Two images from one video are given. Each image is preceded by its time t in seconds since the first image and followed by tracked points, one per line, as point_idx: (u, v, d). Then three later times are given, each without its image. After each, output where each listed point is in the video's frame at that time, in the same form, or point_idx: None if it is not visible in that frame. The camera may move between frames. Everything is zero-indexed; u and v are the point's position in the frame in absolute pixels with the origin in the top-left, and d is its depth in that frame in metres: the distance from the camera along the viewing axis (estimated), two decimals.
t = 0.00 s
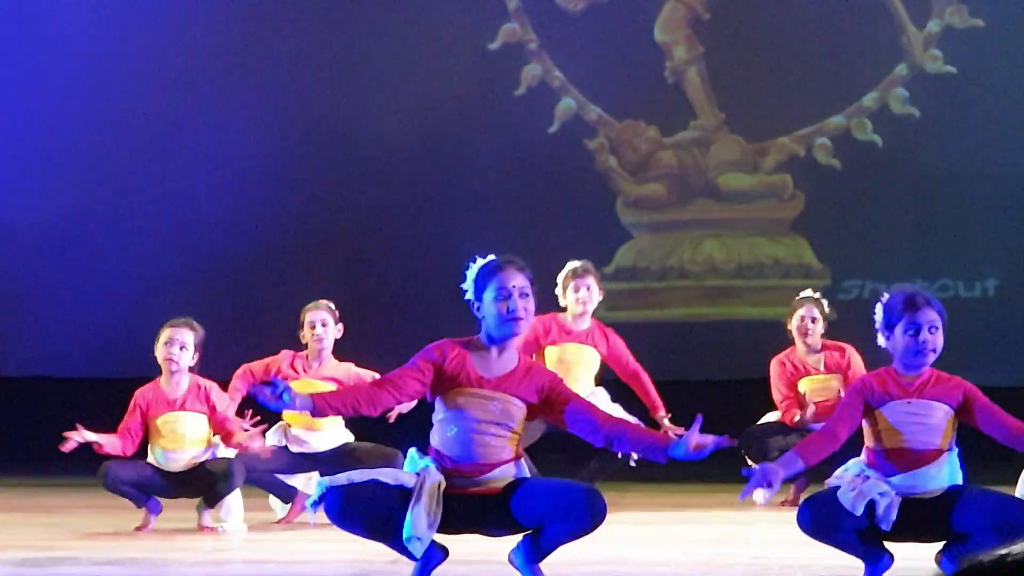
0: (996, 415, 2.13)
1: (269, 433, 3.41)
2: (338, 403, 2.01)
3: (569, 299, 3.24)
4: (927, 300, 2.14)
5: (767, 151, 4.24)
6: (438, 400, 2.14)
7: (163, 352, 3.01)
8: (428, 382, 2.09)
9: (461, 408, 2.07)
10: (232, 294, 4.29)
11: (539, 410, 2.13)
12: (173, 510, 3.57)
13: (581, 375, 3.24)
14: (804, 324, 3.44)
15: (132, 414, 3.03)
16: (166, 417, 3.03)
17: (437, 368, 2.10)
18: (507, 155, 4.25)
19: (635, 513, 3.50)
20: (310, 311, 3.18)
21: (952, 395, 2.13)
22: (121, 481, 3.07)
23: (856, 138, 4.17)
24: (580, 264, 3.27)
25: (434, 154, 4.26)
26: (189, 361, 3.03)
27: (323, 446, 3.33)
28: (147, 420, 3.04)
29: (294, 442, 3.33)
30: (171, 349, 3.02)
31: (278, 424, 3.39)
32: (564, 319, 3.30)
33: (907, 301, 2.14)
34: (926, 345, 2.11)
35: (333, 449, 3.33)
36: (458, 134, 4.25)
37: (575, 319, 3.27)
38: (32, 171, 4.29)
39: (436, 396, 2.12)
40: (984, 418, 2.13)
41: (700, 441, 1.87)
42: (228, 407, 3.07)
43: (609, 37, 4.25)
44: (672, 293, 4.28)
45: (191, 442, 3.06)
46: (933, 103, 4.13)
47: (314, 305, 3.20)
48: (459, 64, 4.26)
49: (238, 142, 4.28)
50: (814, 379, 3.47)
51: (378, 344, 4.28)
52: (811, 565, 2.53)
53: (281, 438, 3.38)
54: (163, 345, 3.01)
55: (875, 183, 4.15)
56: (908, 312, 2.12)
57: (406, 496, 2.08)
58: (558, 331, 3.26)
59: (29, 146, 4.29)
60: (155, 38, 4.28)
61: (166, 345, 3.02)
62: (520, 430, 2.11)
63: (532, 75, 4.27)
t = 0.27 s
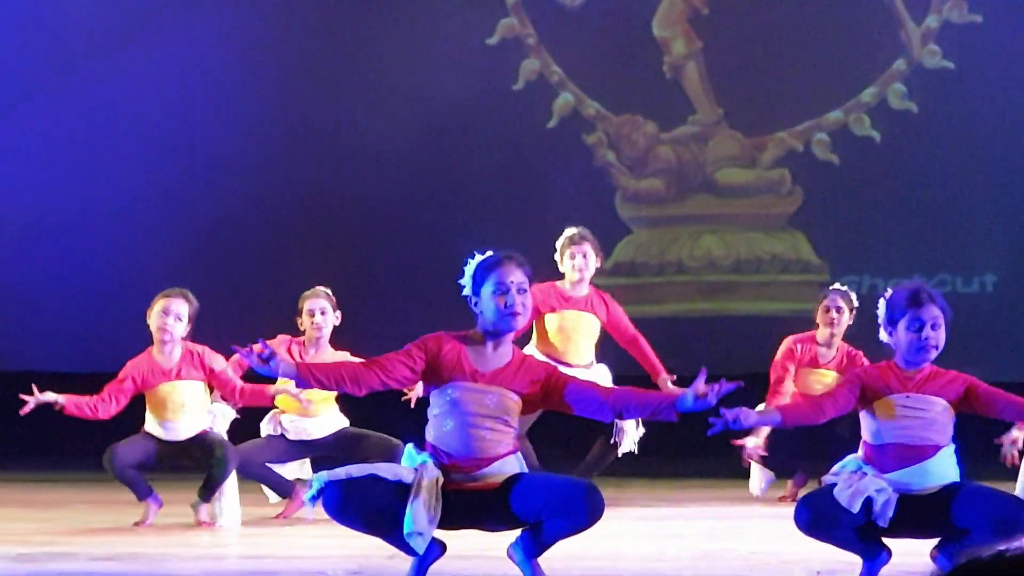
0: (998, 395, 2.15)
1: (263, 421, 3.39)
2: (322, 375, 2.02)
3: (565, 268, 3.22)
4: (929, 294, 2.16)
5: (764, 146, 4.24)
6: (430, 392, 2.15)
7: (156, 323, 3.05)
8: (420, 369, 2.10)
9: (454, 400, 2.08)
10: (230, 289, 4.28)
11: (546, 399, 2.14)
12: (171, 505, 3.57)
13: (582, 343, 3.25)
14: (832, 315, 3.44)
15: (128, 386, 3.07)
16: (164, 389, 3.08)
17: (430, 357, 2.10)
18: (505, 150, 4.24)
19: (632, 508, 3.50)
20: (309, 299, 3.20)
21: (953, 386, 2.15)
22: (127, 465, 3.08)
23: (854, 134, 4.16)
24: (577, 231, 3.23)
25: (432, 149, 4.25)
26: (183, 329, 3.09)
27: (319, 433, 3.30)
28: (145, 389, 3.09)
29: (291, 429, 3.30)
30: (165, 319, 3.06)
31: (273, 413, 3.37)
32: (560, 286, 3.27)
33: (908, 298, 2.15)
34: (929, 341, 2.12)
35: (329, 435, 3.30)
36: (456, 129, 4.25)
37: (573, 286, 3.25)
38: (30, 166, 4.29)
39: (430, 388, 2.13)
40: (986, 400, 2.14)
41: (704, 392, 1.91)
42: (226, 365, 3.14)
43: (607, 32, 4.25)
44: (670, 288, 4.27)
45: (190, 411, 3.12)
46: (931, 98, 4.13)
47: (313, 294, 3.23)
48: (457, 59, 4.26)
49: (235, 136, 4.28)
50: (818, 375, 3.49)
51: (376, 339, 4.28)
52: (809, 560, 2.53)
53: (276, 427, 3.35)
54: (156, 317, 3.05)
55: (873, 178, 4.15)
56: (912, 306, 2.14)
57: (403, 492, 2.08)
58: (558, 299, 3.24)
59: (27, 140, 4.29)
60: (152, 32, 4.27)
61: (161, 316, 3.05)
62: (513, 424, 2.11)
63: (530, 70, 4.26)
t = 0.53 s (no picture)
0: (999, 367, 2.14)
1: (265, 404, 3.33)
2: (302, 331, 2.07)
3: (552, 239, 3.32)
4: (918, 294, 2.16)
5: (762, 143, 4.21)
6: (422, 396, 2.11)
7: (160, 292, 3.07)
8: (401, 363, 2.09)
9: (450, 401, 2.05)
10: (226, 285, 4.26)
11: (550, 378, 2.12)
12: (167, 503, 3.55)
13: (586, 309, 3.35)
14: (824, 285, 3.39)
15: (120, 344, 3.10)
16: (156, 356, 3.10)
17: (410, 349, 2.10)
18: (502, 145, 4.21)
19: (630, 506, 3.48)
20: (295, 279, 3.22)
21: (951, 375, 2.14)
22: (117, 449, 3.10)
23: (854, 130, 4.14)
24: (561, 201, 3.32)
25: (429, 145, 4.23)
26: (185, 302, 3.10)
27: (325, 420, 3.24)
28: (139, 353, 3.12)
29: (294, 413, 3.25)
30: (168, 289, 3.06)
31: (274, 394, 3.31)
32: (554, 258, 3.38)
33: (894, 296, 2.16)
34: (906, 343, 2.13)
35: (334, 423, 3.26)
36: (453, 126, 4.22)
37: (564, 256, 3.35)
38: (25, 162, 4.27)
39: (420, 390, 2.10)
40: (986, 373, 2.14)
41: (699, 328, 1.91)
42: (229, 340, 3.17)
43: (604, 27, 4.22)
44: (668, 285, 4.26)
45: (182, 384, 3.13)
46: (930, 95, 4.11)
47: (300, 275, 3.25)
48: (453, 54, 4.23)
49: (231, 131, 4.26)
50: (817, 346, 3.48)
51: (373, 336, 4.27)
52: (806, 559, 2.51)
53: (278, 410, 3.29)
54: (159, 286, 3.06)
55: (871, 175, 4.13)
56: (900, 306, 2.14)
57: (401, 491, 2.07)
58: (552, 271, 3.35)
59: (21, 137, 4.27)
60: (147, 27, 4.25)
61: (163, 285, 3.06)
62: (516, 419, 2.09)
63: (527, 65, 4.23)
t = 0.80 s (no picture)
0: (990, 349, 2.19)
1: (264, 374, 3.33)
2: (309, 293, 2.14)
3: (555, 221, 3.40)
4: (913, 291, 2.18)
5: (759, 142, 4.24)
6: (418, 391, 2.13)
7: (168, 260, 3.09)
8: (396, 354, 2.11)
9: (446, 395, 2.08)
10: (226, 283, 4.29)
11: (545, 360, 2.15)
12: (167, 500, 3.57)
13: (590, 288, 3.43)
14: (802, 265, 3.47)
15: (121, 306, 3.11)
16: (155, 322, 3.14)
17: (406, 342, 2.14)
18: (500, 145, 4.24)
19: (628, 503, 3.50)
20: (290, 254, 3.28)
21: (947, 368, 2.17)
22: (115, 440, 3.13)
23: (850, 129, 4.17)
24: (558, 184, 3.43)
25: (427, 144, 4.25)
26: (193, 274, 3.10)
27: (330, 391, 3.30)
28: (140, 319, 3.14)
29: (293, 386, 3.29)
30: (176, 260, 3.08)
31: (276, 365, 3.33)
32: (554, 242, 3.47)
33: (886, 297, 2.19)
34: (907, 340, 2.16)
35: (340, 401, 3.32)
36: (451, 125, 4.24)
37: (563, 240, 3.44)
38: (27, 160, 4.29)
39: (414, 384, 2.12)
40: (976, 359, 2.18)
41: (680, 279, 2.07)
42: (230, 316, 3.16)
43: (602, 27, 4.24)
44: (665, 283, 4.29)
45: (176, 354, 3.14)
46: (925, 95, 4.14)
47: (293, 253, 3.30)
48: (452, 54, 4.25)
49: (231, 130, 4.28)
50: (813, 323, 3.53)
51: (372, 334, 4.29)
52: (802, 555, 2.54)
53: (280, 381, 3.31)
54: (167, 254, 3.08)
55: (867, 174, 4.15)
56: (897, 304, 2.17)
57: (401, 490, 2.09)
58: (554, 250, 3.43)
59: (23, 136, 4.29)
60: (147, 27, 4.27)
61: (172, 256, 3.08)
62: (513, 411, 2.12)
63: (526, 65, 4.25)
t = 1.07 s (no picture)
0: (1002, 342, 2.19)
1: (261, 359, 3.35)
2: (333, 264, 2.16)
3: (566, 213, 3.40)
4: (936, 293, 2.20)
5: (759, 141, 4.24)
6: (420, 376, 2.16)
7: (157, 229, 3.13)
8: (402, 336, 2.14)
9: (445, 385, 2.09)
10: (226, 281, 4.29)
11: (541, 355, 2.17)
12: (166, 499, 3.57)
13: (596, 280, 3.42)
14: (818, 236, 3.47)
15: (117, 273, 3.13)
16: (154, 290, 3.13)
17: (419, 324, 2.17)
18: (500, 144, 4.24)
19: (627, 502, 3.50)
20: (291, 241, 3.34)
21: (949, 370, 2.19)
22: (133, 437, 3.14)
23: (850, 129, 4.16)
24: (566, 177, 3.44)
25: (427, 143, 4.25)
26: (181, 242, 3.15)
27: (327, 377, 3.31)
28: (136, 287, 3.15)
29: (289, 372, 3.30)
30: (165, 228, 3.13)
31: (272, 351, 3.34)
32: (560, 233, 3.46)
33: (912, 298, 2.20)
34: (939, 334, 2.17)
35: (339, 395, 3.32)
36: (451, 125, 4.24)
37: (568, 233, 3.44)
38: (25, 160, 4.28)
39: (419, 369, 2.15)
40: (987, 364, 2.18)
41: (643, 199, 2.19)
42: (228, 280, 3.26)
43: (602, 26, 4.24)
44: (665, 283, 4.29)
45: (175, 320, 3.13)
46: (926, 94, 4.14)
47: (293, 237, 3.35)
48: (452, 52, 4.25)
49: (231, 129, 4.27)
50: (815, 294, 3.53)
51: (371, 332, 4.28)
52: (800, 555, 2.54)
53: (278, 366, 3.33)
54: (158, 222, 3.13)
55: (867, 174, 4.15)
56: (919, 301, 2.18)
57: (398, 490, 2.09)
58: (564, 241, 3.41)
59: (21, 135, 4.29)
60: (147, 26, 4.27)
61: (161, 225, 3.12)
62: (510, 410, 2.12)
63: (526, 64, 4.24)
